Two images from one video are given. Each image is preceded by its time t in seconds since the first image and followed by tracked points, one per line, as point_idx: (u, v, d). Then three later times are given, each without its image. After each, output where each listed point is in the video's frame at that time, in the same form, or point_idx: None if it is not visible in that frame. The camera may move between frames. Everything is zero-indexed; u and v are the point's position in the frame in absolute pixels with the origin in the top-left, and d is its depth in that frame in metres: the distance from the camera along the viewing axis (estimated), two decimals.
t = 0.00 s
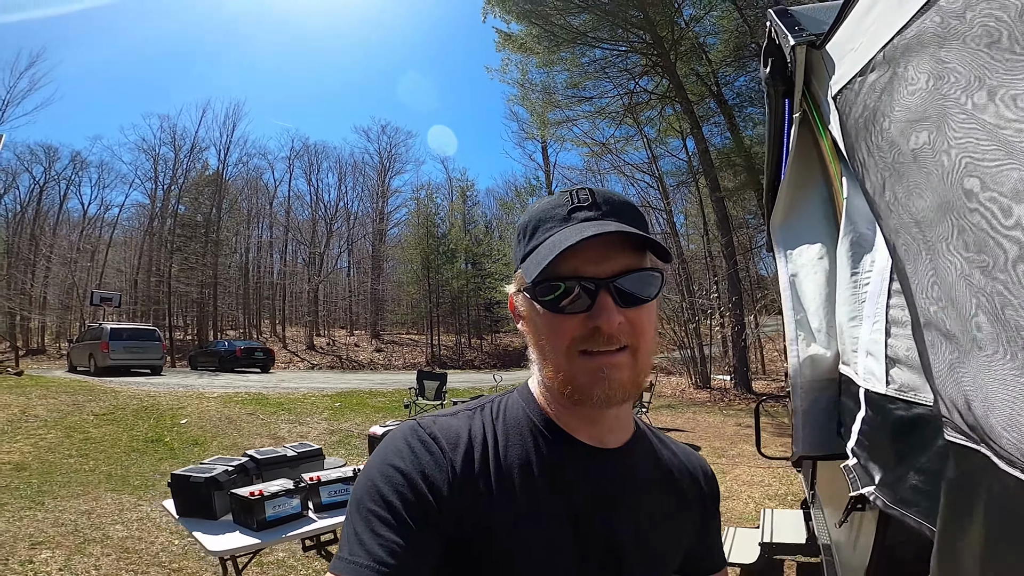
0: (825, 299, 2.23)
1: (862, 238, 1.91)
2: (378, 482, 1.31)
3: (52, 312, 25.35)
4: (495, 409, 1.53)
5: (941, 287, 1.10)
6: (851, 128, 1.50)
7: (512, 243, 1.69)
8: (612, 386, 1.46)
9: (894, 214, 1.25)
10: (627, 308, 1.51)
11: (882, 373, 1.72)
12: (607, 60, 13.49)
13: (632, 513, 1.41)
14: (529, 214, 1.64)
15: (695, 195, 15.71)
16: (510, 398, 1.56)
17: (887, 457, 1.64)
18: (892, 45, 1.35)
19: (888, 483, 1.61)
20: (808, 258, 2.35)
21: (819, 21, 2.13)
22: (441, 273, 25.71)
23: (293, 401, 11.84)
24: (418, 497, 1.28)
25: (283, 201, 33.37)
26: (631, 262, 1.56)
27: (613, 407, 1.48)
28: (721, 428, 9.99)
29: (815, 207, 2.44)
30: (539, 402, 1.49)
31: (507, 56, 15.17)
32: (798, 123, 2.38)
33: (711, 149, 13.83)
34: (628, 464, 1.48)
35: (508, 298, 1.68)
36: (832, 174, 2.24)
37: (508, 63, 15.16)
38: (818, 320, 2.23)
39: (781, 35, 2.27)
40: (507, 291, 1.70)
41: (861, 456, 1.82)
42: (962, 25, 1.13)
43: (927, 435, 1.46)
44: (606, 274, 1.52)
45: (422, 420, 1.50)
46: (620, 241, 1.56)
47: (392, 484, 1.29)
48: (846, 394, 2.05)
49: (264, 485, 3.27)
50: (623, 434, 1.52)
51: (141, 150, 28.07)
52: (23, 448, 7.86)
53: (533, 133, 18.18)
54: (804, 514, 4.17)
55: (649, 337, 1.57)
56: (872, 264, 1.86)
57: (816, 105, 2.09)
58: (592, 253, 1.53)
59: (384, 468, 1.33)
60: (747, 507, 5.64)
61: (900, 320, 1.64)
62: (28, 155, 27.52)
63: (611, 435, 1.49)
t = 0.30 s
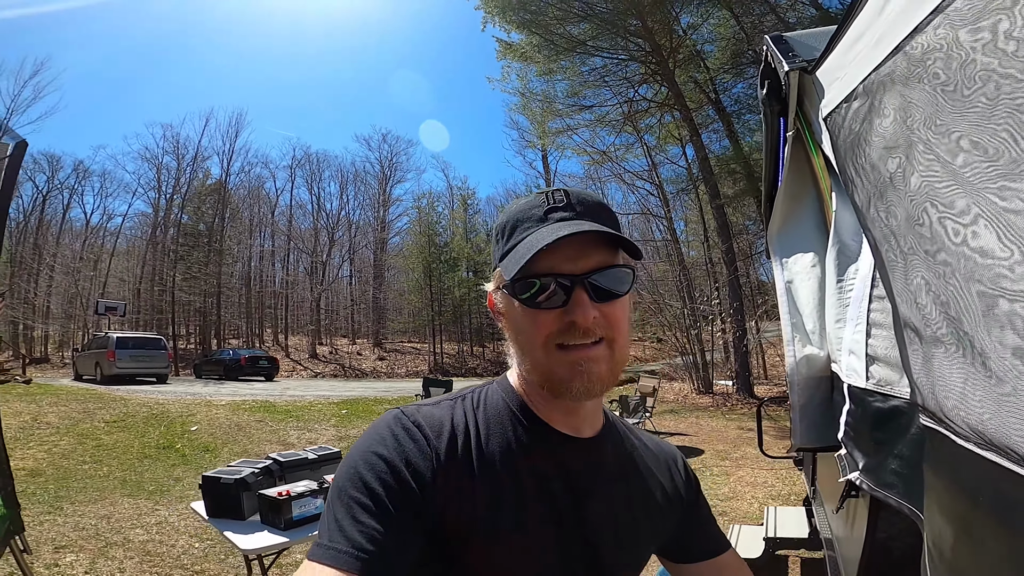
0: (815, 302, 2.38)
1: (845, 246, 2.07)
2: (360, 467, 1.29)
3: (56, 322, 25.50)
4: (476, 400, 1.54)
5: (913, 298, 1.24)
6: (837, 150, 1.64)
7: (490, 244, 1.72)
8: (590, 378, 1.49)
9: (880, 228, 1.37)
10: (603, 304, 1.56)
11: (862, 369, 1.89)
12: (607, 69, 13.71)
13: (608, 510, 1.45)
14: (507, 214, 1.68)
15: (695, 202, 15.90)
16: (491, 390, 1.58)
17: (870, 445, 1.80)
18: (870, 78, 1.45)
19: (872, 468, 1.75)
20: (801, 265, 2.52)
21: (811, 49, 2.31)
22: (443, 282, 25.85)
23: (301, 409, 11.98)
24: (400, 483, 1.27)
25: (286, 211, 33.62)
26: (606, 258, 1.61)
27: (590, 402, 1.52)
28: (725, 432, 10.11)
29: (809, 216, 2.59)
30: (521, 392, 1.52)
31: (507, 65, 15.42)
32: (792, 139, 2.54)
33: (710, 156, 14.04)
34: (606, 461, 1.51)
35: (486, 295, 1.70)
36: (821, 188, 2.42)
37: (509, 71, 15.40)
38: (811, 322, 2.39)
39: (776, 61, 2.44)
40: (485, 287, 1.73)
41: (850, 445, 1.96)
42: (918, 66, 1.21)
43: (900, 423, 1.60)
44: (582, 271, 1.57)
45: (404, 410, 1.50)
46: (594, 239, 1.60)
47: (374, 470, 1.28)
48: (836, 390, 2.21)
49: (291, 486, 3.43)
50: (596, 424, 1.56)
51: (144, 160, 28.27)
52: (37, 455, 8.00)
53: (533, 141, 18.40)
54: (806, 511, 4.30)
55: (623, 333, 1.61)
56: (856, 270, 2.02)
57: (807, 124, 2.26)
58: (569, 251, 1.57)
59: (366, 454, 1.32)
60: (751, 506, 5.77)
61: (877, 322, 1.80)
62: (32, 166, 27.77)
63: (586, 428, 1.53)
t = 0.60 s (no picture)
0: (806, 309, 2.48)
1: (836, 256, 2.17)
2: (354, 469, 1.36)
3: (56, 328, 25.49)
4: (472, 397, 1.63)
5: (894, 311, 1.34)
6: (826, 168, 1.73)
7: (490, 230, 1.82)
8: (586, 362, 1.58)
9: (858, 244, 1.48)
10: (601, 291, 1.65)
11: (853, 374, 1.97)
12: (606, 78, 13.87)
13: (602, 504, 1.49)
14: (508, 201, 1.78)
15: (693, 211, 16.04)
16: (487, 385, 1.67)
17: (860, 445, 1.88)
18: (853, 100, 1.54)
19: (863, 468, 1.83)
20: (794, 273, 2.62)
21: (803, 68, 2.41)
22: (443, 290, 25.91)
23: (302, 416, 12.04)
24: (394, 480, 1.34)
25: (286, 219, 33.74)
26: (604, 246, 1.71)
27: (585, 389, 1.60)
28: (724, 439, 10.17)
29: (800, 227, 2.69)
30: (515, 386, 1.61)
31: (508, 74, 15.59)
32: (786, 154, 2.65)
33: (708, 164, 14.18)
34: (599, 456, 1.56)
35: (484, 287, 1.80)
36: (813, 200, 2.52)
37: (509, 80, 15.57)
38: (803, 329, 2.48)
39: (770, 79, 2.55)
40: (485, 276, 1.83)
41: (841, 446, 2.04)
42: (895, 94, 1.30)
43: (889, 424, 1.68)
44: (580, 257, 1.66)
45: (398, 411, 1.59)
46: (593, 230, 1.71)
47: (368, 471, 1.35)
48: (829, 394, 2.29)
49: (300, 490, 3.50)
50: (594, 416, 1.64)
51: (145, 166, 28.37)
52: (40, 459, 8.05)
53: (532, 150, 18.53)
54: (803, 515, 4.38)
55: (622, 321, 1.70)
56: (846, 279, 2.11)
57: (799, 140, 2.36)
58: (568, 238, 1.68)
59: (360, 456, 1.39)
60: (749, 511, 5.84)
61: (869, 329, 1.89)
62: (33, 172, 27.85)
63: (582, 418, 1.61)
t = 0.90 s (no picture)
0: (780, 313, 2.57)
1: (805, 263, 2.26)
2: (375, 465, 1.27)
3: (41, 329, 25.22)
4: (493, 393, 1.57)
5: (854, 315, 1.44)
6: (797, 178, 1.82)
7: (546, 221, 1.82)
8: (599, 367, 1.53)
9: (826, 251, 1.58)
10: (629, 297, 1.61)
11: (816, 375, 2.05)
12: (597, 83, 13.96)
13: (614, 509, 1.44)
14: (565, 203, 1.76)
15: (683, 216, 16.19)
16: (505, 383, 1.61)
17: (819, 443, 1.97)
18: (817, 114, 1.63)
19: (824, 465, 1.91)
20: (769, 279, 2.71)
21: (778, 80, 2.51)
22: (434, 293, 25.92)
23: (291, 418, 12.03)
24: (418, 476, 1.26)
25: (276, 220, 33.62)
26: (641, 254, 1.68)
27: (602, 393, 1.55)
28: (711, 441, 10.29)
29: (777, 234, 2.79)
30: (537, 382, 1.55)
31: (501, 77, 15.68)
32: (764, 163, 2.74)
33: (698, 169, 14.32)
34: (614, 461, 1.52)
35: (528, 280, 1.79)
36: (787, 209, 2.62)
37: (502, 83, 15.66)
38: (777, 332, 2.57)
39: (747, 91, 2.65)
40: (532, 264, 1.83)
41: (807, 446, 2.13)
42: (847, 111, 1.40)
43: (846, 423, 1.76)
44: (615, 259, 1.65)
45: (417, 405, 1.50)
46: (632, 235, 1.68)
47: (390, 466, 1.26)
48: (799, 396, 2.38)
49: (290, 488, 3.55)
50: (609, 417, 1.61)
51: (134, 166, 28.16)
52: (27, 460, 8.01)
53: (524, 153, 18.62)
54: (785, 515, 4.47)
55: (643, 335, 1.63)
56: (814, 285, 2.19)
57: (775, 149, 2.46)
58: (606, 238, 1.67)
59: (381, 450, 1.30)
60: (734, 511, 5.94)
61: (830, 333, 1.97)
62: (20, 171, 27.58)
63: (600, 417, 1.57)
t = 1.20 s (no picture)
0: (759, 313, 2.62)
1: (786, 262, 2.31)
2: (406, 451, 1.24)
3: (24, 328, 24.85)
4: (517, 382, 1.52)
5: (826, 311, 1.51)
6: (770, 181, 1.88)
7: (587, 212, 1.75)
8: (615, 367, 1.46)
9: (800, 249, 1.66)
10: (656, 300, 1.53)
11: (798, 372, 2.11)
12: (589, 84, 13.99)
13: (635, 503, 1.44)
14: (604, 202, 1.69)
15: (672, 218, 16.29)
16: (529, 372, 1.56)
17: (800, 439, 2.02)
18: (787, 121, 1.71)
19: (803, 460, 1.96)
20: (749, 280, 2.76)
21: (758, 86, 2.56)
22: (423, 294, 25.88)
23: (279, 418, 11.97)
24: (448, 466, 1.23)
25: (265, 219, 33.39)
26: (671, 258, 1.58)
27: (621, 390, 1.50)
28: (698, 441, 10.37)
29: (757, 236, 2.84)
30: (561, 375, 1.51)
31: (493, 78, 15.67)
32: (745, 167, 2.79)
33: (688, 171, 14.41)
34: (633, 454, 1.50)
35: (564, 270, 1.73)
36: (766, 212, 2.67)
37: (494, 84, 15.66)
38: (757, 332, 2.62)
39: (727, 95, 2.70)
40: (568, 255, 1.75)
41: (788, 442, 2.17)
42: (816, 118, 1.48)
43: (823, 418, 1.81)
44: (644, 260, 1.56)
45: (445, 392, 1.45)
46: (665, 236, 1.59)
47: (420, 453, 1.23)
48: (778, 394, 2.43)
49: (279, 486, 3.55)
50: (629, 411, 1.58)
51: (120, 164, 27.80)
52: (10, 459, 7.91)
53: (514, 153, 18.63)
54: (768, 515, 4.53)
55: (666, 338, 1.54)
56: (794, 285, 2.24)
57: (754, 152, 2.51)
58: (636, 239, 1.58)
59: (412, 435, 1.27)
60: (719, 510, 6.00)
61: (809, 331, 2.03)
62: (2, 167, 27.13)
63: (622, 409, 1.54)
